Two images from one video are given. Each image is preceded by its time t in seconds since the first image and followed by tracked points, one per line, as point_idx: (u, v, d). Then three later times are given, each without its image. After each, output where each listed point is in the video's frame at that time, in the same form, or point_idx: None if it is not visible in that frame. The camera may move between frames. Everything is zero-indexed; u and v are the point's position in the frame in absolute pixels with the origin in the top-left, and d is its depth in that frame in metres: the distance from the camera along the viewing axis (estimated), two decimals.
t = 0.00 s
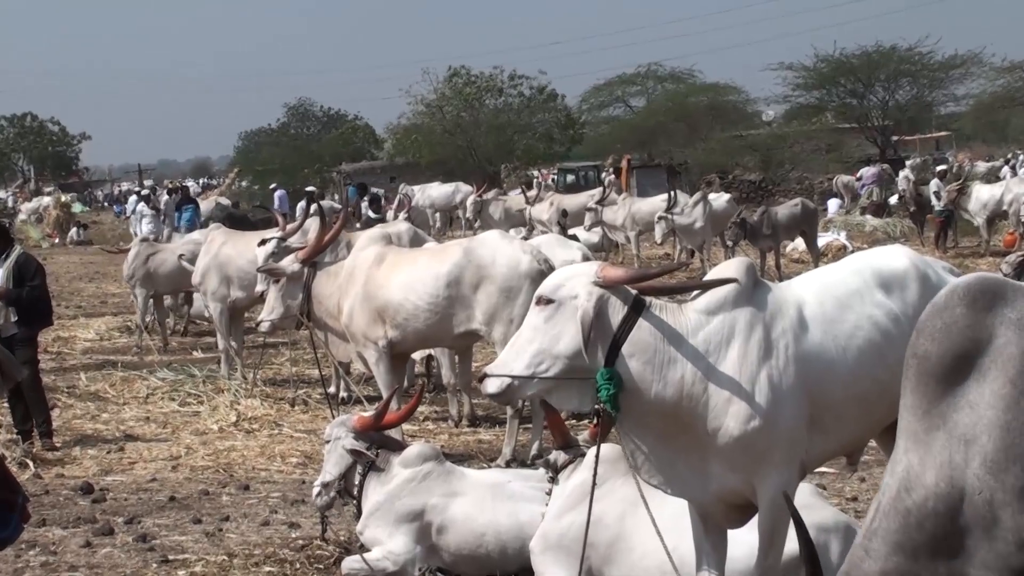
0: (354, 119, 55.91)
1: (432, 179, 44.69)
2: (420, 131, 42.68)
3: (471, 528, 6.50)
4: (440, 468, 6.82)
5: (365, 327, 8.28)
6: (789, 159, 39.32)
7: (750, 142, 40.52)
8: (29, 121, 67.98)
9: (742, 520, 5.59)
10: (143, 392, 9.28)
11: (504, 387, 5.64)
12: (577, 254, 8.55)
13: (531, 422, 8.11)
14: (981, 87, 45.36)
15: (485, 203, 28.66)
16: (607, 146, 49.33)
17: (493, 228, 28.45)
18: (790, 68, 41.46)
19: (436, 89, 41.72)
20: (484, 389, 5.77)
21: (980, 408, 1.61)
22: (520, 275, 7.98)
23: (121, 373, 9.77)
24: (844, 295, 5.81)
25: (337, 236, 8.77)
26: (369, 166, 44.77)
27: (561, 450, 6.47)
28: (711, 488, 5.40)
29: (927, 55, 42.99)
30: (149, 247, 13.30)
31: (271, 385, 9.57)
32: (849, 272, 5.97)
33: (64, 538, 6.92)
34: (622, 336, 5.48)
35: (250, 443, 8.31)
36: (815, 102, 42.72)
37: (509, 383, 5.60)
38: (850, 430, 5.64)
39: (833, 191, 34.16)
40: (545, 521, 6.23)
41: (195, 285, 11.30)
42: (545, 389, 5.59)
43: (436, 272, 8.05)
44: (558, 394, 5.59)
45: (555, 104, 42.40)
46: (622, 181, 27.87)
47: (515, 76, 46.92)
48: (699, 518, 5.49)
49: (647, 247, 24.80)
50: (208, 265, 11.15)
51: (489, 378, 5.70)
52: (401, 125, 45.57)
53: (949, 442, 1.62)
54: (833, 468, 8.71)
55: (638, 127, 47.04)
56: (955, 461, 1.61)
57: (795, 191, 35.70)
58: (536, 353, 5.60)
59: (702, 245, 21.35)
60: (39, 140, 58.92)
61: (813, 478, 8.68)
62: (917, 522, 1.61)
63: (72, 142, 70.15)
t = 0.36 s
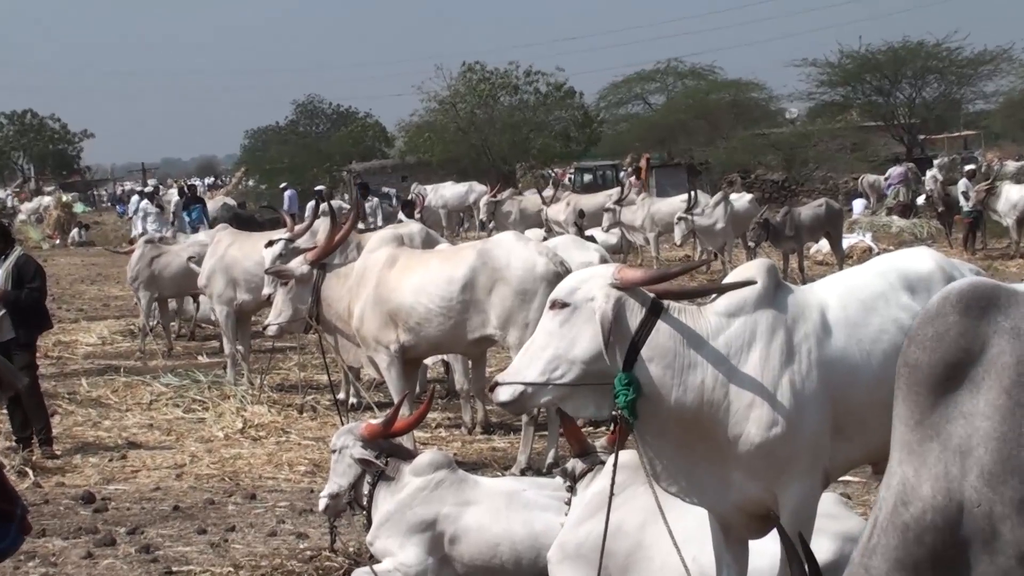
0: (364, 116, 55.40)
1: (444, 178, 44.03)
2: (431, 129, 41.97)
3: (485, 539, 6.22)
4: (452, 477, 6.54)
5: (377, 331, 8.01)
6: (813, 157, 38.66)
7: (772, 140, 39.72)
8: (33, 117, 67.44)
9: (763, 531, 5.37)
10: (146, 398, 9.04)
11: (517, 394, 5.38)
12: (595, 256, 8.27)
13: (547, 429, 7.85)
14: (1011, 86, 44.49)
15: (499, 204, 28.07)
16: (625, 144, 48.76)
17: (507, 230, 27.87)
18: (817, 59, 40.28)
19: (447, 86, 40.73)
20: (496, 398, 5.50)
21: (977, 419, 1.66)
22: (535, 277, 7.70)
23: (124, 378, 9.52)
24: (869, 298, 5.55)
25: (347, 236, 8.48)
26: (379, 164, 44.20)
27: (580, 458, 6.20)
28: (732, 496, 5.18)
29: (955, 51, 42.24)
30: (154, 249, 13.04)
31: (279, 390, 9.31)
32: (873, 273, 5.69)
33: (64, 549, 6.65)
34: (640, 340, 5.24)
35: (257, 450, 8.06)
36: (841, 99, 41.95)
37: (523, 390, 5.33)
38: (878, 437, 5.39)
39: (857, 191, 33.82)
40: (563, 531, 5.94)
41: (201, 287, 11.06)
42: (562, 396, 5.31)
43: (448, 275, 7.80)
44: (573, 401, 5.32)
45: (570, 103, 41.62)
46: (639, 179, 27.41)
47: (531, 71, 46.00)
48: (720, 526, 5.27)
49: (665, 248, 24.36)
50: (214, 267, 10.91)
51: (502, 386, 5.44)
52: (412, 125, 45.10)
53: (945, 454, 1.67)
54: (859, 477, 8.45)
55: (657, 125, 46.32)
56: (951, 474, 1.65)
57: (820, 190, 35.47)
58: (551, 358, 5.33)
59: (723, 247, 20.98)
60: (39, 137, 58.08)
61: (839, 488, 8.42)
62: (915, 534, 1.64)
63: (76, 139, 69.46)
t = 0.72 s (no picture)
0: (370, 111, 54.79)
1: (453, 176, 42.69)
2: (441, 126, 40.44)
3: (497, 551, 5.94)
4: (464, 487, 6.26)
5: (384, 336, 7.73)
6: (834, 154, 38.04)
7: (792, 138, 38.87)
8: (34, 116, 66.80)
9: (787, 539, 5.17)
10: (147, 405, 8.78)
11: (533, 408, 5.16)
12: (610, 258, 8.00)
13: (562, 438, 7.59)
14: None
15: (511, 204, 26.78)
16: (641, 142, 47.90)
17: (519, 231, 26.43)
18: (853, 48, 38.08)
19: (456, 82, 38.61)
20: (512, 413, 5.28)
21: (977, 427, 1.70)
22: (549, 280, 7.45)
23: (124, 386, 9.27)
24: (893, 299, 5.29)
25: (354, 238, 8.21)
26: (387, 163, 43.51)
27: (593, 466, 5.95)
28: (752, 506, 4.96)
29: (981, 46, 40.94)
30: (155, 252, 12.79)
31: (285, 397, 9.07)
32: (897, 275, 5.42)
33: (62, 562, 6.36)
34: (656, 346, 4.99)
35: (261, 460, 7.80)
36: (863, 96, 40.82)
37: (539, 404, 5.10)
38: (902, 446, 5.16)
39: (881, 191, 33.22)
40: (576, 543, 5.67)
41: (205, 291, 10.81)
42: (578, 407, 5.06)
43: (458, 278, 7.54)
44: (590, 413, 5.08)
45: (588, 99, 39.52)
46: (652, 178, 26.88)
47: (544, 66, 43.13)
48: (740, 537, 5.05)
49: (682, 249, 23.83)
50: (218, 270, 10.66)
51: (517, 401, 5.21)
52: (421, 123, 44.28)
53: (945, 462, 1.70)
54: (885, 485, 8.18)
55: (675, 122, 45.36)
56: (951, 483, 1.69)
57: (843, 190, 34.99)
58: (566, 369, 5.09)
59: (743, 249, 20.39)
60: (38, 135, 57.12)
61: (864, 496, 8.14)
62: (918, 545, 1.67)
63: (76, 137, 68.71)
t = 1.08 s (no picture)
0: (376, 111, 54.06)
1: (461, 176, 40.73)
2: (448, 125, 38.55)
3: (504, 566, 5.69)
4: (470, 498, 6.00)
5: (387, 342, 7.47)
6: (854, 155, 37.37)
7: (810, 137, 38.34)
8: (29, 114, 65.68)
9: (806, 553, 4.91)
10: (143, 414, 8.54)
11: (544, 413, 4.87)
12: (621, 261, 7.75)
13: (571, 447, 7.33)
14: None
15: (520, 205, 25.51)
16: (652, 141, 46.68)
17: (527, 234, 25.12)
18: (878, 41, 36.71)
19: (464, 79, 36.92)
20: (522, 419, 5.00)
21: (995, 437, 1.56)
22: (557, 284, 7.22)
23: (119, 394, 9.02)
24: (915, 304, 5.06)
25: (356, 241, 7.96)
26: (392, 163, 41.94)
27: (601, 477, 5.72)
28: (770, 518, 4.70)
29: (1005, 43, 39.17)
30: (153, 257, 12.60)
31: (285, 405, 8.82)
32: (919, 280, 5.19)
33: None
34: (670, 354, 4.78)
35: (261, 470, 7.55)
36: (883, 93, 39.58)
37: (551, 409, 4.81)
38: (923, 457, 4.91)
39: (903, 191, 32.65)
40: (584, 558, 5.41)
41: (202, 296, 10.58)
42: (589, 414, 4.78)
43: (464, 282, 7.29)
44: (602, 421, 4.79)
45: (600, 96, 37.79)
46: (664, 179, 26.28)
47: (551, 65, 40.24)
48: (756, 551, 4.77)
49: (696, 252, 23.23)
50: (217, 273, 10.44)
51: (528, 406, 4.93)
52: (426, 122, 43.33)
53: (962, 473, 1.56)
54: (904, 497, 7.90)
55: (688, 121, 44.27)
56: (967, 495, 1.56)
57: (861, 192, 34.33)
58: (578, 375, 4.82)
59: (759, 252, 19.79)
60: (30, 136, 55.92)
61: (885, 508, 7.84)
62: (935, 558, 1.54)
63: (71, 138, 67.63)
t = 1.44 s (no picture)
0: (382, 116, 53.17)
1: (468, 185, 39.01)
2: (456, 129, 37.33)
3: None
4: (478, 513, 5.73)
5: (393, 352, 7.24)
6: (877, 159, 34.89)
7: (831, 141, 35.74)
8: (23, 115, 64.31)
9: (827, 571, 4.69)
10: (141, 426, 8.29)
11: (555, 426, 4.61)
12: (634, 267, 7.49)
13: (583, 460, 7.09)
14: None
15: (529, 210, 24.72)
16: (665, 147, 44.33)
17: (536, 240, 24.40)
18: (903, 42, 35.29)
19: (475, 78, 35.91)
20: (532, 430, 4.74)
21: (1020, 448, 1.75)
22: (568, 292, 6.99)
23: (117, 404, 8.78)
24: (939, 314, 4.80)
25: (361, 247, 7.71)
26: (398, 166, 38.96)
27: (609, 491, 5.44)
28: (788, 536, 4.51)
29: None
30: (153, 262, 12.39)
31: (287, 416, 8.58)
32: (944, 289, 4.93)
33: None
34: (687, 365, 4.53)
35: (263, 483, 7.31)
36: (905, 96, 37.98)
37: (562, 421, 4.57)
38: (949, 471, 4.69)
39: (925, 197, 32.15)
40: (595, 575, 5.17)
41: (202, 303, 10.36)
42: (602, 427, 4.55)
43: (472, 289, 7.06)
44: (615, 433, 4.56)
45: (611, 98, 36.36)
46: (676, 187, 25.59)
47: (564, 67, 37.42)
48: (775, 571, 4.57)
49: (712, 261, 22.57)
50: (217, 280, 10.22)
51: (537, 417, 4.68)
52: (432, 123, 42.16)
53: (988, 490, 1.76)
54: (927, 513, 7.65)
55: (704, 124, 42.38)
56: (994, 511, 1.75)
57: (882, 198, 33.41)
58: (591, 386, 4.56)
59: (777, 259, 19.35)
60: (24, 140, 54.73)
61: (907, 524, 7.56)
62: (962, 569, 1.73)
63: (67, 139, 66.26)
